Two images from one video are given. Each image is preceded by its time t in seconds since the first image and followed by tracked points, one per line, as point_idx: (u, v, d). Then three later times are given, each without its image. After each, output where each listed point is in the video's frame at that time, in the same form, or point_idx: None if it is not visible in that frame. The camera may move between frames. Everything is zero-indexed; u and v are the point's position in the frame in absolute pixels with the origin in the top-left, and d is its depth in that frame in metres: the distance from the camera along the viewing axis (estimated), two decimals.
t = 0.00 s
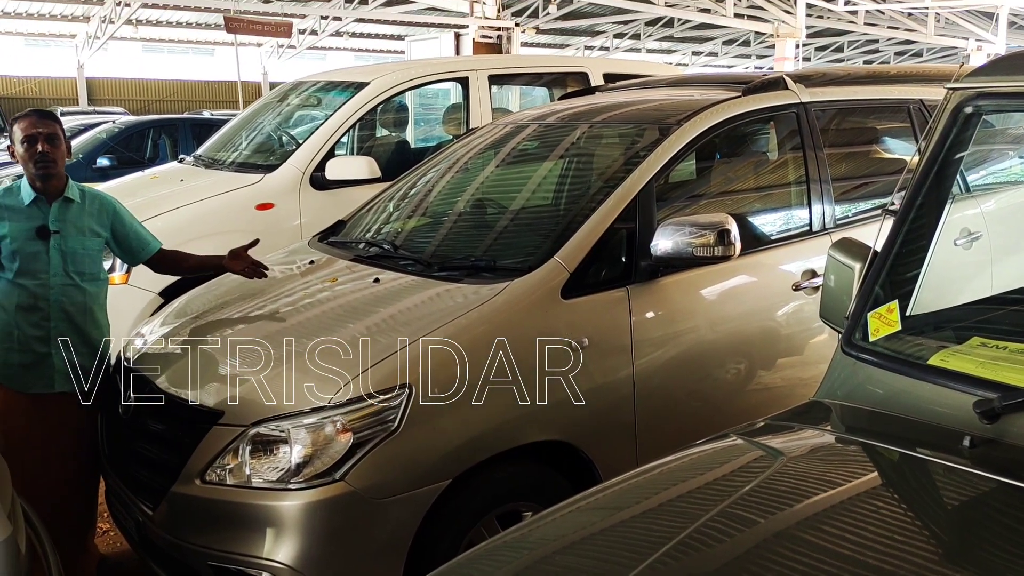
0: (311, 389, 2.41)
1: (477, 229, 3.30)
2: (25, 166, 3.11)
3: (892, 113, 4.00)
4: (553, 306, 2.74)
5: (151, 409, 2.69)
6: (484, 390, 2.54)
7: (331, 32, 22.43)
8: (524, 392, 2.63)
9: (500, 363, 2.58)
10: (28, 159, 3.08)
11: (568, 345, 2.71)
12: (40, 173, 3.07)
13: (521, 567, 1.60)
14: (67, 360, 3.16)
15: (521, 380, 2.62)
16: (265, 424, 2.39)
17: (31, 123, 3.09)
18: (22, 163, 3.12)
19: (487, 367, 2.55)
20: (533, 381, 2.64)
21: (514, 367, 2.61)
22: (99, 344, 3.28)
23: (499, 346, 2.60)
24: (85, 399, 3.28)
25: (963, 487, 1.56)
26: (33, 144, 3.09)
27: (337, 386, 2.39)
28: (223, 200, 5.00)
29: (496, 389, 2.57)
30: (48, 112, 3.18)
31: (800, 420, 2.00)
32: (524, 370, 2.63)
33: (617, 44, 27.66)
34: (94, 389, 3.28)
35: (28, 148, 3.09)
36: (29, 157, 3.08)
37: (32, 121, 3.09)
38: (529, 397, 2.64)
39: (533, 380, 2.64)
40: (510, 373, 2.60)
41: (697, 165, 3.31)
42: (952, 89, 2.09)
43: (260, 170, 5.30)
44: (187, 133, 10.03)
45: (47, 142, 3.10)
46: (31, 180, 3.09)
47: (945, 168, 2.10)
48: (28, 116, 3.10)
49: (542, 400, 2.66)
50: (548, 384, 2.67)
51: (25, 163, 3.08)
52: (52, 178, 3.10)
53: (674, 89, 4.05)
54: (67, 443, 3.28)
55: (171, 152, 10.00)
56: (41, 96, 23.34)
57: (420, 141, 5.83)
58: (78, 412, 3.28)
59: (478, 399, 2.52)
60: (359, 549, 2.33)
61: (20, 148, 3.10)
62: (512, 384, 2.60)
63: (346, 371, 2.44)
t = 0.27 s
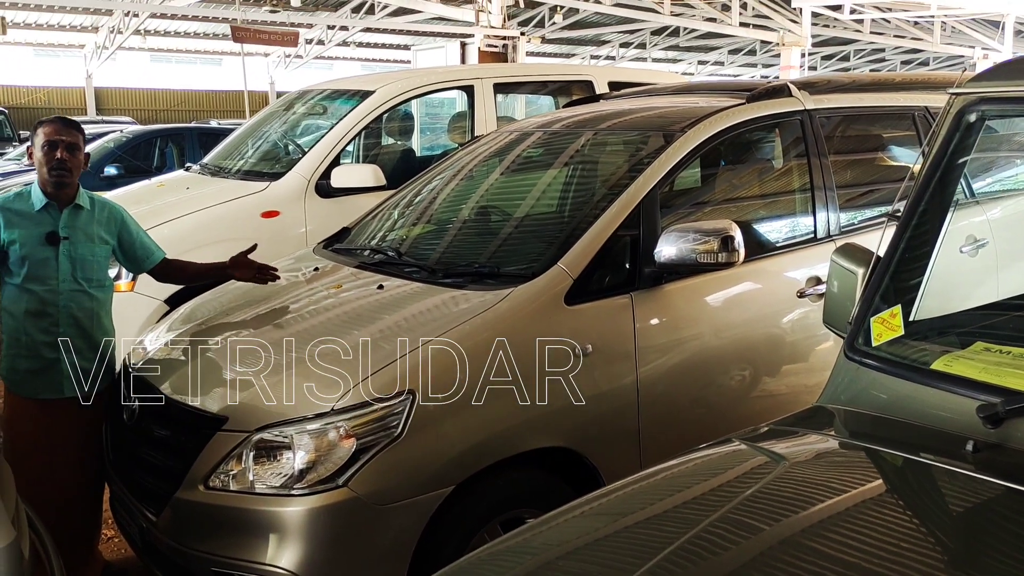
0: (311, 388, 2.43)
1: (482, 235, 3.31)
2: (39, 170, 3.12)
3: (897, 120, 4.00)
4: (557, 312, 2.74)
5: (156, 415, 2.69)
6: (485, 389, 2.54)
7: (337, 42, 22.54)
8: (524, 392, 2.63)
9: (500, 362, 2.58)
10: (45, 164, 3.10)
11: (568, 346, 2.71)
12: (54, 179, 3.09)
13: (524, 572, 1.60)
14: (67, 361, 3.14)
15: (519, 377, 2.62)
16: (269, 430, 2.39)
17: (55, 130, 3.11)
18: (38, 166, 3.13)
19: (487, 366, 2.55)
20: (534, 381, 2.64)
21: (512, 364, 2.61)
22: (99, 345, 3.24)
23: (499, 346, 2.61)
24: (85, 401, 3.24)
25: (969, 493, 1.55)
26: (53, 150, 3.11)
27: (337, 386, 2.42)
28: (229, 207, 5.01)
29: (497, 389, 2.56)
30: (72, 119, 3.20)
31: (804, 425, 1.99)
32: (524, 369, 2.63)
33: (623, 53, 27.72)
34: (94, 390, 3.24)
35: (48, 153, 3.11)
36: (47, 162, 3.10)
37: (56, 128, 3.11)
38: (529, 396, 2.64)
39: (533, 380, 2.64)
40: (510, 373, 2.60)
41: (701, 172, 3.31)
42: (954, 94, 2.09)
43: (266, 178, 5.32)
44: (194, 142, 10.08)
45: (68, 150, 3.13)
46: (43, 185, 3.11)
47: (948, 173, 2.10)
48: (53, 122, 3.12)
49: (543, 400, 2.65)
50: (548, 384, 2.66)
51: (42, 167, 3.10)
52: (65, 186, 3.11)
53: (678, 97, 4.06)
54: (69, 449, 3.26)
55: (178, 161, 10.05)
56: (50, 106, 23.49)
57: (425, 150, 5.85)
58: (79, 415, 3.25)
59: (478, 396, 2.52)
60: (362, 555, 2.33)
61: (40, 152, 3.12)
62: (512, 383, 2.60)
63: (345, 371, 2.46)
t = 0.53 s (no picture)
0: (311, 388, 2.43)
1: (486, 234, 3.32)
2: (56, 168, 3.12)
3: (902, 119, 3.99)
4: (560, 309, 2.74)
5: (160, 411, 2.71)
6: (485, 389, 2.54)
7: (344, 47, 22.61)
8: (524, 392, 2.62)
9: (500, 362, 2.58)
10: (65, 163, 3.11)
11: (569, 346, 2.70)
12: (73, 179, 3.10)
13: (526, 563, 1.60)
14: (69, 362, 3.15)
15: (519, 377, 2.62)
16: (272, 424, 2.40)
17: (78, 130, 3.12)
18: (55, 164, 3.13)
19: (487, 367, 2.55)
20: (534, 380, 2.64)
21: (512, 363, 2.61)
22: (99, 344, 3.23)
23: (499, 346, 2.60)
24: (85, 400, 3.24)
25: (974, 486, 1.55)
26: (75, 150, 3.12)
27: (337, 387, 2.41)
28: (234, 208, 5.03)
29: (497, 388, 2.56)
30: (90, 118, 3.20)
31: (807, 416, 1.99)
32: (524, 368, 2.63)
33: (629, 58, 27.74)
34: (94, 389, 3.24)
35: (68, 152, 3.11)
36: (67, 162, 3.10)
37: (79, 129, 3.12)
38: (529, 397, 2.63)
39: (533, 380, 2.63)
40: (510, 373, 2.60)
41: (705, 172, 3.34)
42: (956, 86, 2.09)
43: (272, 179, 5.34)
44: (201, 146, 10.14)
45: (89, 151, 3.14)
46: (60, 183, 3.12)
47: (949, 165, 2.10)
48: (76, 122, 3.13)
49: (543, 400, 2.65)
50: (548, 384, 2.66)
51: (61, 165, 3.10)
52: (83, 186, 3.13)
53: (683, 96, 4.06)
54: (73, 447, 3.27)
55: (185, 164, 10.10)
56: (58, 112, 23.64)
57: (431, 152, 5.86)
58: (81, 414, 3.25)
59: (478, 396, 2.52)
60: (365, 550, 2.33)
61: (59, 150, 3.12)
62: (512, 384, 2.60)
63: (345, 372, 2.46)
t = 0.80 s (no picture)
0: (311, 389, 2.43)
1: (489, 233, 3.32)
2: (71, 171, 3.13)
3: (907, 120, 3.98)
4: (563, 307, 2.74)
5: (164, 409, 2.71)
6: (485, 389, 2.54)
7: (349, 50, 22.66)
8: (524, 392, 2.62)
9: (500, 362, 2.57)
10: (81, 167, 3.11)
11: (569, 346, 2.69)
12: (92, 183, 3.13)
13: (527, 559, 1.60)
14: (69, 362, 3.15)
15: (519, 378, 2.61)
16: (275, 421, 2.40)
17: (91, 132, 3.10)
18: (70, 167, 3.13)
19: (486, 367, 2.55)
20: (533, 380, 2.63)
21: (512, 364, 2.60)
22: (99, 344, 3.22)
23: (499, 346, 2.60)
24: (85, 400, 3.24)
25: (977, 482, 1.55)
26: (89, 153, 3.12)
27: (336, 387, 2.41)
28: (239, 208, 5.05)
29: (496, 389, 2.56)
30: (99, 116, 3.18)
31: (809, 411, 1.99)
32: (524, 368, 2.63)
33: (634, 60, 27.73)
34: (93, 389, 3.23)
35: (83, 156, 3.11)
36: (84, 166, 3.10)
37: (92, 131, 3.10)
38: (529, 397, 2.63)
39: (533, 380, 2.63)
40: (509, 373, 2.59)
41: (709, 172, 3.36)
42: (959, 82, 2.09)
43: (276, 179, 5.35)
44: (206, 147, 10.17)
45: (104, 153, 3.14)
46: (77, 186, 3.14)
47: (952, 161, 2.09)
48: (88, 124, 3.11)
49: (542, 400, 2.65)
50: (548, 384, 2.66)
51: (78, 170, 3.10)
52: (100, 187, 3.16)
53: (687, 96, 4.06)
54: (77, 445, 3.27)
55: (191, 165, 10.13)
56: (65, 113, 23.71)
57: (435, 153, 5.88)
58: (83, 413, 3.26)
59: (477, 397, 2.51)
60: (368, 547, 2.34)
61: (73, 153, 3.11)
62: (512, 384, 2.59)
63: (345, 372, 2.46)
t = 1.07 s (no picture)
0: (311, 388, 2.42)
1: (496, 232, 3.31)
2: (90, 171, 3.12)
3: (916, 118, 3.96)
4: (570, 305, 2.73)
5: (171, 406, 2.71)
6: (485, 389, 2.51)
7: (354, 50, 22.68)
8: (524, 392, 2.60)
9: (500, 362, 2.55)
10: (103, 169, 3.11)
11: (569, 346, 2.67)
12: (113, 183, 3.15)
13: (535, 556, 1.58)
14: (67, 361, 3.14)
15: (520, 378, 2.59)
16: (282, 418, 2.40)
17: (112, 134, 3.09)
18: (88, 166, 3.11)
19: (487, 367, 2.53)
20: (534, 380, 2.61)
21: (513, 364, 2.58)
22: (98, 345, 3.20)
23: (499, 346, 2.57)
24: (85, 399, 3.22)
25: (990, 479, 1.53)
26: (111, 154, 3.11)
27: (337, 387, 2.39)
28: (246, 206, 5.05)
29: (496, 389, 2.53)
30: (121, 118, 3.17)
31: (819, 407, 1.97)
32: (524, 369, 2.61)
33: (640, 61, 27.70)
34: (93, 388, 3.21)
35: (105, 157, 3.10)
36: (107, 168, 3.11)
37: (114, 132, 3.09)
38: (529, 396, 2.61)
39: (533, 380, 2.61)
40: (510, 373, 2.57)
41: (716, 171, 3.35)
42: (969, 76, 2.07)
43: (283, 177, 5.35)
44: (212, 147, 10.19)
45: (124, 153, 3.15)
46: (96, 186, 3.14)
47: (963, 155, 2.08)
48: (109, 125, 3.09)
49: (543, 400, 2.63)
50: (548, 384, 2.63)
51: (100, 171, 3.10)
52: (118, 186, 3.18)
53: (694, 94, 4.05)
54: (82, 443, 3.26)
55: (197, 165, 10.15)
56: (71, 114, 23.77)
57: (441, 152, 5.87)
58: (86, 411, 3.24)
59: (478, 396, 2.49)
60: (375, 544, 2.33)
61: (94, 154, 3.10)
62: (512, 383, 2.58)
63: (346, 371, 2.44)
